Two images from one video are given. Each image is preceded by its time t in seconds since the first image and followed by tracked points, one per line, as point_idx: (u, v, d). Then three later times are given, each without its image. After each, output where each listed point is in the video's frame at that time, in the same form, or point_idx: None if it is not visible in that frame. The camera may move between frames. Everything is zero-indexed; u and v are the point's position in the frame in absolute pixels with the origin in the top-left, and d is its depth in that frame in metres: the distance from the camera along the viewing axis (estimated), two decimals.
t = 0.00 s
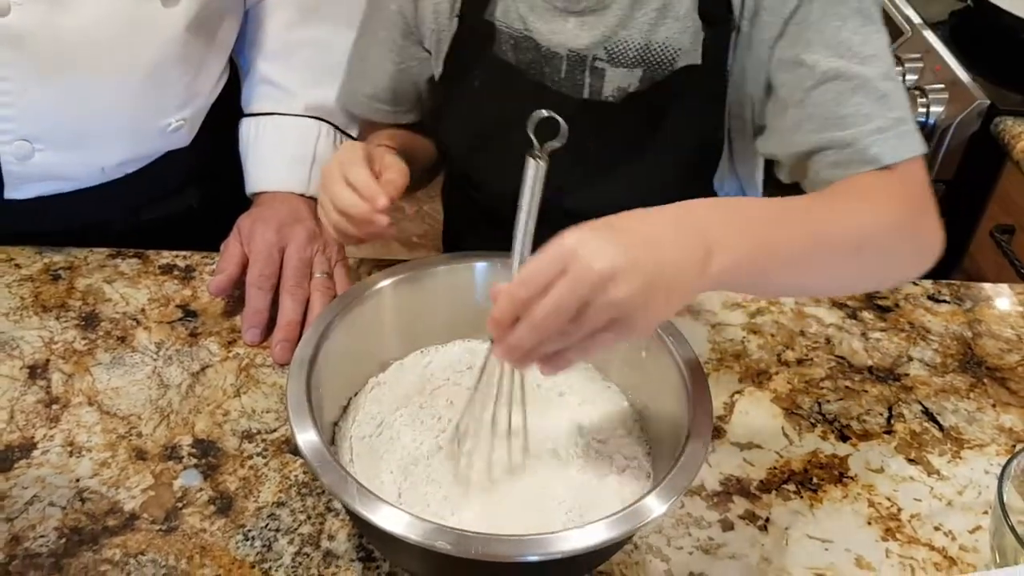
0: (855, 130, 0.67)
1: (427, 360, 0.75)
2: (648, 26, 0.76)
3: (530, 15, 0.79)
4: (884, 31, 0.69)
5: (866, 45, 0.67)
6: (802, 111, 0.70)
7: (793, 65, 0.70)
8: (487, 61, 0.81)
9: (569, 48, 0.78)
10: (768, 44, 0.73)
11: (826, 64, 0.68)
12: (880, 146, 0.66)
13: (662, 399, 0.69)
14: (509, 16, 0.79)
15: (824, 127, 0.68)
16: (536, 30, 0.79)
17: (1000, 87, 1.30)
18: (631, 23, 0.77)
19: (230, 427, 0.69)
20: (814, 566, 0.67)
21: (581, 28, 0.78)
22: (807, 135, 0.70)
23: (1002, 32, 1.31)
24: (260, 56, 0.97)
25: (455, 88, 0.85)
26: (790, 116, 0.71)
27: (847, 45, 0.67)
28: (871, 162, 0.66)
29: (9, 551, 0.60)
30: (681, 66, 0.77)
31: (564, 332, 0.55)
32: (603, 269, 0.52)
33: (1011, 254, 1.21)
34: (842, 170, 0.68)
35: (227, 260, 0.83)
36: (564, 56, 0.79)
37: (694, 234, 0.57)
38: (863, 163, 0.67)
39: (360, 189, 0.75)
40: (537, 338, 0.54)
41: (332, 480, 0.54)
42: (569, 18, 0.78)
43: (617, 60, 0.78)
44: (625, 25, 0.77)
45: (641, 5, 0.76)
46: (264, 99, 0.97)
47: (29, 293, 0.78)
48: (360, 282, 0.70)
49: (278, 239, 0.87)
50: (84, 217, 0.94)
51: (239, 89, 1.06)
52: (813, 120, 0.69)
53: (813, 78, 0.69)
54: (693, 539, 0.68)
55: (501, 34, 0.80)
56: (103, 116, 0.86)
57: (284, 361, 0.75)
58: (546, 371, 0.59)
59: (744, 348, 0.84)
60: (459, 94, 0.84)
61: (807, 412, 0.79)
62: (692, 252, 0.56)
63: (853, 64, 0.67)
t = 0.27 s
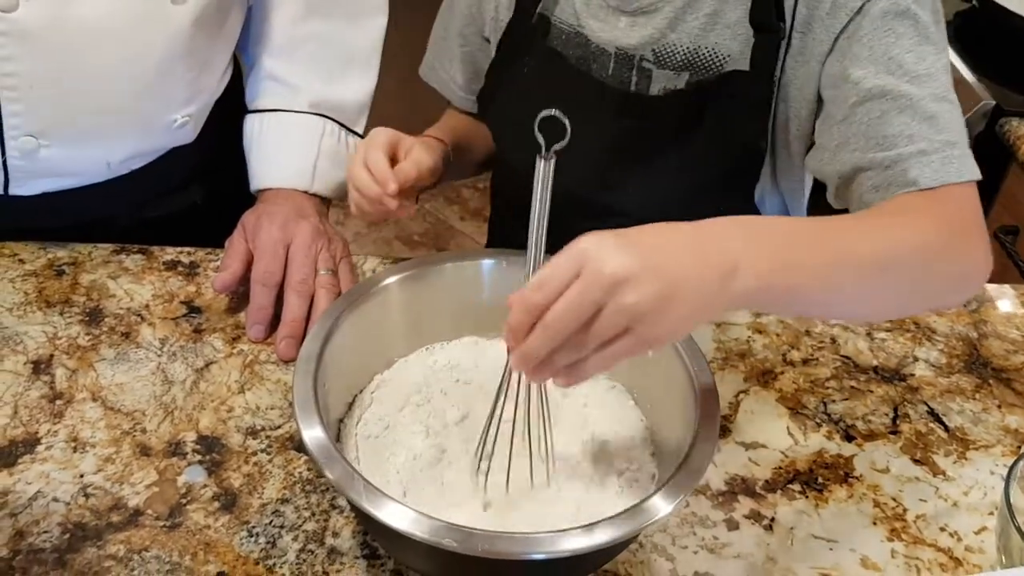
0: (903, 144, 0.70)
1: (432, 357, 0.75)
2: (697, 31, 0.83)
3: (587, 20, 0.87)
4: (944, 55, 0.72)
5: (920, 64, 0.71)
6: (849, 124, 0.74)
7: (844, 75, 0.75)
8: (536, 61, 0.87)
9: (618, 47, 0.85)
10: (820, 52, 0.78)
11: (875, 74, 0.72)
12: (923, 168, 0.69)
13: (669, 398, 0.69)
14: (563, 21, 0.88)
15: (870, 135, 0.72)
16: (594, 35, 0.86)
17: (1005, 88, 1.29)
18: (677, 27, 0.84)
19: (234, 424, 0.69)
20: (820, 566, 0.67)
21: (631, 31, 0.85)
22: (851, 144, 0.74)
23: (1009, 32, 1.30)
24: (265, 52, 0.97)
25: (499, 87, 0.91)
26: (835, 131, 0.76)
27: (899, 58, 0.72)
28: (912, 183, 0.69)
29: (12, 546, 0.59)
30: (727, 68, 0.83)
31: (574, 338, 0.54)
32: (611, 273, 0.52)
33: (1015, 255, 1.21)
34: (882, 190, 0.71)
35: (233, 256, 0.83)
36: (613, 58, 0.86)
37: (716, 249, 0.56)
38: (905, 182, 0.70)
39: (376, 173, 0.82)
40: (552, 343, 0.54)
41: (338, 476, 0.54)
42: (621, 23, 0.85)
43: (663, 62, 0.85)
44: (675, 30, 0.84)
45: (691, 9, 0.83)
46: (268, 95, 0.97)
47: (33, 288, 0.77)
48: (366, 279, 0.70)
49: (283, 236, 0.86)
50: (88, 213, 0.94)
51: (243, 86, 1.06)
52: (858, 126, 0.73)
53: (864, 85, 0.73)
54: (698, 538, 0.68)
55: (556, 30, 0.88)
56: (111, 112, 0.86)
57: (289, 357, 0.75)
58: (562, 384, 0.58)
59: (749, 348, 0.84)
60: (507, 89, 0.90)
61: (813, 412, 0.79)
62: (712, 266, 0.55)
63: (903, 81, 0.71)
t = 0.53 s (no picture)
0: (895, 163, 0.70)
1: (435, 355, 0.75)
2: (705, 33, 0.82)
3: (596, 18, 0.86)
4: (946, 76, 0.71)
5: (918, 83, 0.70)
6: (843, 139, 0.74)
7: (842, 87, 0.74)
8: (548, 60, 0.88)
9: (625, 46, 0.85)
10: (822, 62, 0.77)
11: (871, 89, 0.72)
12: (912, 188, 0.69)
13: (672, 397, 0.69)
14: (574, 17, 0.88)
15: (864, 150, 0.72)
16: (602, 35, 0.86)
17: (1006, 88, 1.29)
18: (686, 28, 0.83)
19: (237, 422, 0.69)
20: (822, 565, 0.67)
21: (638, 31, 0.84)
22: (843, 158, 0.74)
23: (1009, 31, 1.30)
24: (269, 50, 0.97)
25: (509, 84, 0.91)
26: (830, 144, 0.75)
27: (898, 75, 0.71)
28: (900, 202, 0.70)
29: (14, 544, 0.59)
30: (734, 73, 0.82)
31: (568, 354, 0.53)
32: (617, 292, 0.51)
33: (1016, 254, 1.21)
34: (873, 206, 0.72)
35: (235, 254, 0.83)
36: (619, 58, 0.86)
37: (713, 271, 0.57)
38: (893, 200, 0.70)
39: (391, 143, 0.81)
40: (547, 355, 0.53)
41: (342, 475, 0.54)
42: (629, 22, 0.85)
43: (668, 63, 0.84)
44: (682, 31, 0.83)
45: (699, 12, 0.82)
46: (273, 94, 0.97)
47: (35, 286, 0.77)
48: (370, 277, 0.70)
49: (286, 233, 0.86)
50: (90, 211, 0.94)
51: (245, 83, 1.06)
52: (853, 139, 0.73)
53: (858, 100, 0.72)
54: (701, 537, 0.68)
55: (566, 25, 0.88)
56: (115, 110, 0.86)
57: (291, 356, 0.75)
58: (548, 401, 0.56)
59: (752, 347, 0.84)
60: (519, 85, 0.90)
61: (815, 412, 0.79)
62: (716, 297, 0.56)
63: (899, 100, 0.70)
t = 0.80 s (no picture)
0: (894, 161, 0.70)
1: (437, 354, 0.74)
2: (698, 33, 0.83)
3: (588, 21, 0.86)
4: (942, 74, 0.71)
5: (915, 81, 0.70)
6: (841, 138, 0.73)
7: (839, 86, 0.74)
8: (545, 65, 0.87)
9: (617, 49, 0.85)
10: (819, 62, 0.77)
11: (868, 89, 0.72)
12: (913, 186, 0.69)
13: (673, 396, 0.69)
14: (567, 22, 0.87)
15: (863, 150, 0.72)
16: (594, 38, 0.86)
17: (1008, 86, 1.29)
18: (677, 30, 0.83)
19: (238, 420, 0.69)
20: (824, 564, 0.67)
21: (631, 32, 0.85)
22: (842, 158, 0.74)
23: (1011, 29, 1.30)
24: (271, 48, 0.97)
25: (503, 87, 0.90)
26: (829, 143, 0.75)
27: (894, 74, 0.71)
28: (901, 200, 0.70)
29: (15, 543, 0.59)
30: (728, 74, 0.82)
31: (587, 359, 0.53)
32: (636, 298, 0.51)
33: (1018, 253, 1.21)
34: (873, 205, 0.72)
35: (236, 251, 0.82)
36: (611, 60, 0.86)
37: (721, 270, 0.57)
38: (894, 199, 0.70)
39: (374, 152, 0.81)
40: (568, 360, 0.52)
41: (344, 474, 0.54)
42: (621, 25, 0.85)
43: (662, 63, 0.84)
44: (674, 31, 0.83)
45: (692, 12, 0.82)
46: (274, 91, 0.97)
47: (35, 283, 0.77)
48: (372, 275, 0.69)
49: (287, 231, 0.86)
50: (91, 208, 0.94)
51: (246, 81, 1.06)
52: (851, 137, 0.73)
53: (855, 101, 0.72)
54: (703, 536, 0.68)
55: (558, 30, 0.88)
56: (116, 107, 0.86)
57: (293, 354, 0.75)
58: (564, 404, 0.56)
59: (753, 345, 0.84)
60: (513, 90, 0.89)
61: (817, 410, 0.79)
62: (724, 295, 0.56)
63: (897, 99, 0.70)
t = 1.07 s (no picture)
0: (890, 154, 0.70)
1: (437, 351, 0.74)
2: (691, 31, 0.82)
3: (579, 21, 0.85)
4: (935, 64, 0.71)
5: (910, 74, 0.70)
6: (836, 133, 0.73)
7: (836, 83, 0.73)
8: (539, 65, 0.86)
9: (609, 51, 0.84)
10: (812, 55, 0.76)
11: (861, 82, 0.71)
12: (909, 176, 0.69)
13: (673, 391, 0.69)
14: (556, 22, 0.86)
15: (859, 139, 0.71)
16: (585, 39, 0.85)
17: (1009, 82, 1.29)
18: (671, 28, 0.82)
19: (237, 417, 0.69)
20: (825, 562, 0.67)
21: (625, 32, 0.83)
22: (840, 147, 0.73)
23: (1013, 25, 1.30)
24: (270, 43, 0.97)
25: (494, 90, 0.89)
26: (824, 138, 0.75)
27: (888, 67, 0.70)
28: (898, 193, 0.69)
29: (14, 540, 0.59)
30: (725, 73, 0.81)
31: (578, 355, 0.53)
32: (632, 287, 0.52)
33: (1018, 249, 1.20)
34: (870, 199, 0.72)
35: (235, 247, 0.82)
36: (605, 61, 0.84)
37: (719, 265, 0.57)
38: (890, 193, 0.70)
39: (374, 148, 0.81)
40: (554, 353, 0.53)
41: (344, 472, 0.54)
42: (612, 24, 0.84)
43: (656, 62, 0.83)
44: (667, 29, 0.82)
45: (685, 10, 0.81)
46: (273, 87, 0.96)
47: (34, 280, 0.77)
48: (371, 272, 0.69)
49: (286, 227, 0.86)
50: (91, 203, 0.94)
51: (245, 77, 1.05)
52: (849, 132, 0.72)
53: (849, 95, 0.72)
54: (703, 533, 0.68)
55: (550, 31, 0.86)
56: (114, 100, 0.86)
57: (292, 350, 0.74)
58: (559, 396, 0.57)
59: (753, 342, 0.84)
60: (503, 93, 0.89)
61: (817, 407, 0.78)
62: (718, 289, 0.56)
63: (891, 92, 0.70)
